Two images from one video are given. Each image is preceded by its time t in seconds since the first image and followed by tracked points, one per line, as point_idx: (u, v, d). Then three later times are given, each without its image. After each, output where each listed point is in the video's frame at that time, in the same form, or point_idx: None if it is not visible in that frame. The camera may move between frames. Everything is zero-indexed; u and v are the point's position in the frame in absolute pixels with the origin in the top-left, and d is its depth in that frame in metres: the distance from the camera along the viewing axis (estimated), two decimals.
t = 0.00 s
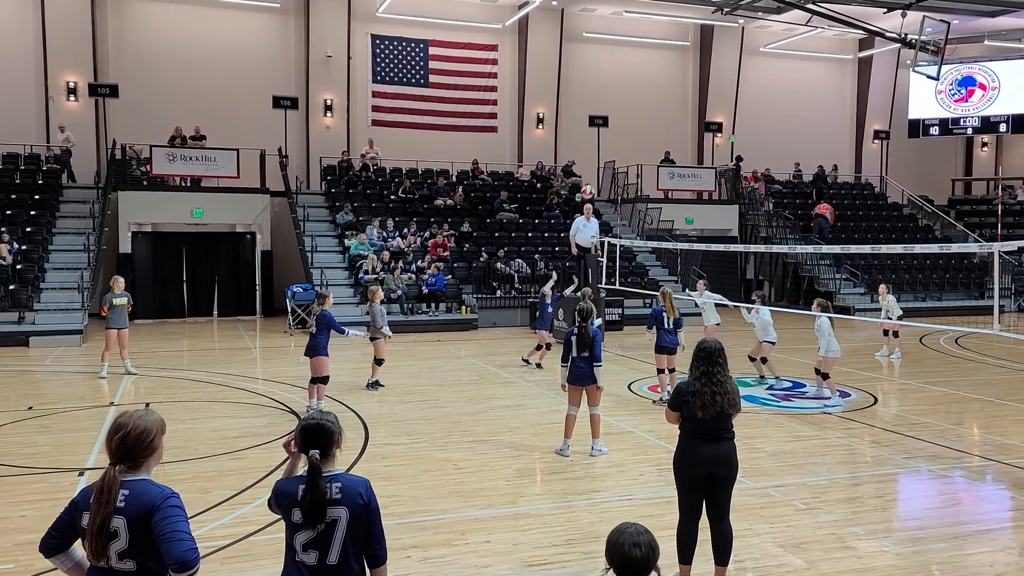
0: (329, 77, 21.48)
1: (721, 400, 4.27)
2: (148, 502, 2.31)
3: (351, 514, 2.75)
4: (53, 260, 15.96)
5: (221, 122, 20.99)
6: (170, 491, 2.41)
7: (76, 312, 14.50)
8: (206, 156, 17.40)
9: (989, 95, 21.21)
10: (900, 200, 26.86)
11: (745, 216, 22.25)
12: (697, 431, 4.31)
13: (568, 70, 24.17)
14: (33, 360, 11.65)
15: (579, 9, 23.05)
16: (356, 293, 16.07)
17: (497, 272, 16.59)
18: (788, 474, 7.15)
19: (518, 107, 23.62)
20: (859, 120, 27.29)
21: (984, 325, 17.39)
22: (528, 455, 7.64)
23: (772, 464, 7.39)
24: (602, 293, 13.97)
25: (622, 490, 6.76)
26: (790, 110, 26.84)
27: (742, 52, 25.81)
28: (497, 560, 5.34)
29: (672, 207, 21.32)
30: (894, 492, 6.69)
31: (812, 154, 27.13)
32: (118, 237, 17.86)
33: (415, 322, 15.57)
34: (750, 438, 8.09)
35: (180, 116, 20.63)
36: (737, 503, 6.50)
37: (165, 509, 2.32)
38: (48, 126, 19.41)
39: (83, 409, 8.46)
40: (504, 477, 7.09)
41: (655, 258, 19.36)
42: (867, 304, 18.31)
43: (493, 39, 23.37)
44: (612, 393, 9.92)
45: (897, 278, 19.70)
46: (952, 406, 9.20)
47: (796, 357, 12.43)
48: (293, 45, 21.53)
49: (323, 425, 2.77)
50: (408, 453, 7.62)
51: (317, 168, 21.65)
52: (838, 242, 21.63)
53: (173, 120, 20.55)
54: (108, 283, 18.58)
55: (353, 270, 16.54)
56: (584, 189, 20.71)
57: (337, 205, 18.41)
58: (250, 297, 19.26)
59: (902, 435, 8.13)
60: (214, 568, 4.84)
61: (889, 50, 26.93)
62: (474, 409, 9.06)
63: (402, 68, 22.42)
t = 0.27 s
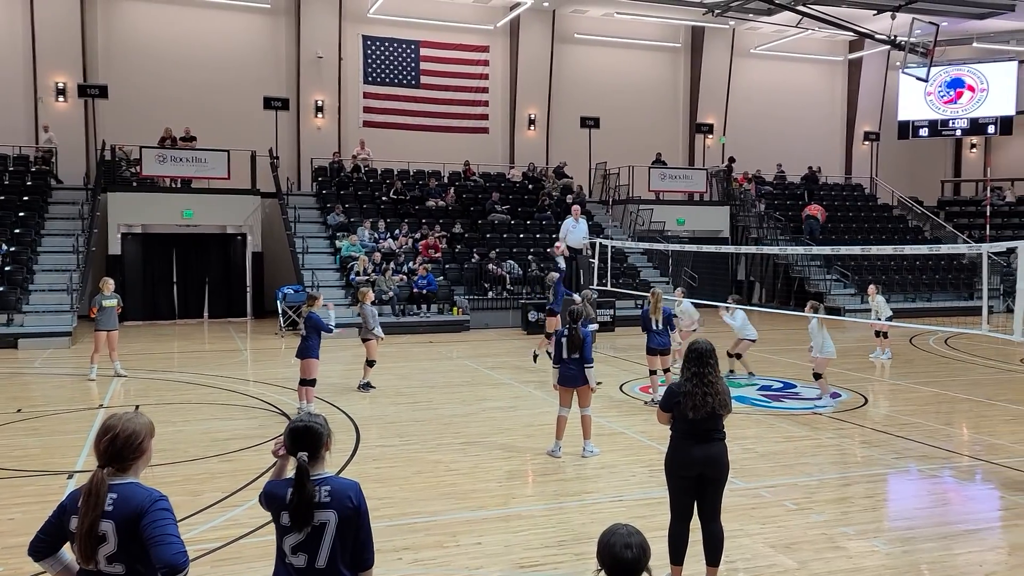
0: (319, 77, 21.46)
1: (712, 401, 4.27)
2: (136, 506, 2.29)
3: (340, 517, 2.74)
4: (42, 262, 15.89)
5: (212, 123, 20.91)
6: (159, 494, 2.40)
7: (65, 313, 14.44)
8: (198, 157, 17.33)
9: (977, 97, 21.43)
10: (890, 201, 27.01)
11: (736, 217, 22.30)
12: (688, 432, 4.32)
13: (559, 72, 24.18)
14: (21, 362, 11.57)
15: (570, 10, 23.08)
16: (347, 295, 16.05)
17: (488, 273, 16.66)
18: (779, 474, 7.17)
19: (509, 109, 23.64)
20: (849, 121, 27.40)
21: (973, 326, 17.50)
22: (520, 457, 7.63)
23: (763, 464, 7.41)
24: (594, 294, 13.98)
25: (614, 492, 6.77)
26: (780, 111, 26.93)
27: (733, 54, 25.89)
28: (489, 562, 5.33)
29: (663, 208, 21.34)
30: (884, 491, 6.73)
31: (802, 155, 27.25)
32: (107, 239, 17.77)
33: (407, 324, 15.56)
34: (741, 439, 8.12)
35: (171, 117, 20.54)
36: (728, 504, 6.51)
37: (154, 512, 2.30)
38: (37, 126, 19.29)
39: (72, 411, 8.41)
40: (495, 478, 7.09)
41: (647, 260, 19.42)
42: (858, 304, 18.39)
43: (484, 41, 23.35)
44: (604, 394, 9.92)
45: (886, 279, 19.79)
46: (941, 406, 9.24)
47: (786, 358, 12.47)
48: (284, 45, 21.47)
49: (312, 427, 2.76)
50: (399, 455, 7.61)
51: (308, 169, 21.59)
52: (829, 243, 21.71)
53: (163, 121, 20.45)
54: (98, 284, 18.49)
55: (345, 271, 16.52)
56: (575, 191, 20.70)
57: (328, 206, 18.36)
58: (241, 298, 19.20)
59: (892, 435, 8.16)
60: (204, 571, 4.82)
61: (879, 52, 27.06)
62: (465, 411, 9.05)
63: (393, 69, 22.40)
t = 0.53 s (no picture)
0: (278, 76, 21.25)
1: (672, 401, 4.29)
2: (85, 513, 2.23)
3: (297, 522, 2.70)
4: None
5: (168, 122, 20.53)
6: (109, 501, 2.33)
7: (14, 317, 14.10)
8: (153, 156, 17.08)
9: (928, 102, 22.01)
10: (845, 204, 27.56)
11: (695, 219, 22.55)
12: (648, 432, 4.33)
13: (520, 73, 24.22)
14: None
15: (531, 12, 23.14)
16: (306, 296, 15.91)
17: (449, 275, 16.77)
18: (737, 473, 7.25)
19: (470, 110, 23.62)
20: (805, 125, 27.91)
21: (925, 326, 17.91)
22: (482, 458, 7.62)
23: (722, 463, 7.50)
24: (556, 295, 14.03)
25: (575, 492, 6.79)
26: (739, 114, 27.30)
27: (692, 58, 26.18)
28: (449, 565, 5.31)
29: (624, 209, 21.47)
30: (839, 489, 6.85)
31: (760, 158, 27.66)
32: (58, 239, 17.35)
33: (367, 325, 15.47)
34: (700, 438, 8.20)
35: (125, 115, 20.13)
36: (687, 503, 6.57)
37: (104, 519, 2.24)
38: None
39: (20, 416, 8.19)
40: (457, 480, 7.06)
41: (608, 261, 19.63)
42: (814, 305, 18.72)
43: (445, 41, 23.25)
44: (565, 395, 9.95)
45: (841, 280, 20.16)
46: (894, 405, 9.44)
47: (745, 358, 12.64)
48: (241, 44, 21.17)
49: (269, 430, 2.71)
50: (359, 458, 7.54)
51: (266, 169, 21.34)
52: (785, 245, 22.07)
53: (116, 120, 20.02)
54: (49, 286, 18.05)
55: (304, 273, 16.37)
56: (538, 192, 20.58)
57: (287, 207, 18.17)
58: (198, 300, 18.90)
59: (847, 433, 8.32)
60: None
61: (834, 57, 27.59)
62: (426, 413, 9.01)
63: (353, 69, 22.25)
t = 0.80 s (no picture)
0: (209, 73, 20.80)
1: (607, 401, 4.32)
2: None
3: (228, 528, 2.62)
4: None
5: (92, 118, 19.85)
6: (26, 510, 2.23)
7: None
8: (74, 152, 16.74)
9: (853, 109, 22.81)
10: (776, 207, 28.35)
11: (631, 221, 22.88)
12: (583, 431, 4.36)
13: (458, 73, 24.20)
14: None
15: (469, 12, 23.18)
16: (238, 298, 15.59)
17: (387, 276, 16.58)
18: (672, 471, 7.37)
19: (408, 110, 23.49)
20: (737, 129, 28.63)
21: (851, 326, 18.54)
22: (419, 461, 7.56)
23: (657, 461, 7.61)
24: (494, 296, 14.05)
25: (513, 493, 6.79)
26: (673, 118, 27.81)
27: (627, 62, 26.58)
28: (384, 568, 5.24)
29: (561, 211, 21.66)
30: (770, 484, 7.01)
31: (694, 161, 28.25)
32: None
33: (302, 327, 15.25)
34: (636, 437, 8.30)
35: (45, 110, 19.39)
36: (624, 501, 6.64)
37: (20, 528, 2.14)
38: None
39: None
40: (394, 483, 7.00)
41: (545, 262, 19.78)
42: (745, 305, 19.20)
43: (382, 40, 23.07)
44: (503, 396, 9.96)
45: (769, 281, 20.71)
46: (821, 402, 9.73)
47: (680, 358, 12.87)
48: (170, 38, 20.62)
49: (199, 434, 2.62)
50: (293, 462, 7.40)
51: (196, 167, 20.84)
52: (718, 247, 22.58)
53: (35, 115, 19.27)
54: None
55: (235, 274, 16.04)
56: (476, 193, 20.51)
57: (218, 206, 17.80)
58: (125, 302, 18.32)
59: (777, 430, 8.53)
60: None
61: (764, 64, 28.38)
62: (363, 416, 8.90)
63: (286, 66, 21.91)
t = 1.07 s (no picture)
0: (135, 69, 20.24)
1: (544, 401, 4.32)
2: None
3: (153, 537, 2.52)
4: None
5: (10, 113, 19.07)
6: None
7: None
8: None
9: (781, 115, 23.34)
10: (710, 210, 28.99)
11: (568, 223, 23.07)
12: (520, 433, 4.36)
13: (394, 73, 24.04)
14: None
15: (405, 12, 23.10)
16: (166, 300, 15.25)
17: (321, 277, 16.43)
18: (608, 471, 7.43)
19: (343, 109, 23.24)
20: (671, 133, 29.20)
21: (781, 326, 19.08)
22: (354, 465, 7.46)
23: (594, 462, 7.67)
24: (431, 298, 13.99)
25: (449, 495, 6.76)
26: (609, 121, 28.18)
27: (564, 65, 26.82)
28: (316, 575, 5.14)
29: (498, 213, 21.68)
30: (703, 482, 7.14)
31: (629, 164, 28.69)
32: None
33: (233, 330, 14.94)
34: (572, 437, 8.36)
35: None
36: (560, 502, 6.67)
37: None
38: None
39: None
40: (328, 488, 6.89)
41: (483, 264, 19.86)
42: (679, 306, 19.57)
43: (316, 38, 22.80)
44: (441, 398, 9.91)
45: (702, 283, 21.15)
46: (752, 401, 9.96)
47: (617, 359, 13.02)
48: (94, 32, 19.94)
49: (122, 440, 2.52)
50: (223, 468, 7.22)
51: (121, 165, 20.22)
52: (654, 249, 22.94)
53: None
54: None
55: (162, 276, 15.64)
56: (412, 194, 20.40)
57: (144, 205, 17.33)
58: (44, 305, 17.62)
59: (709, 429, 8.70)
60: None
61: (697, 70, 29.01)
62: (296, 420, 8.74)
63: (216, 63, 21.44)
